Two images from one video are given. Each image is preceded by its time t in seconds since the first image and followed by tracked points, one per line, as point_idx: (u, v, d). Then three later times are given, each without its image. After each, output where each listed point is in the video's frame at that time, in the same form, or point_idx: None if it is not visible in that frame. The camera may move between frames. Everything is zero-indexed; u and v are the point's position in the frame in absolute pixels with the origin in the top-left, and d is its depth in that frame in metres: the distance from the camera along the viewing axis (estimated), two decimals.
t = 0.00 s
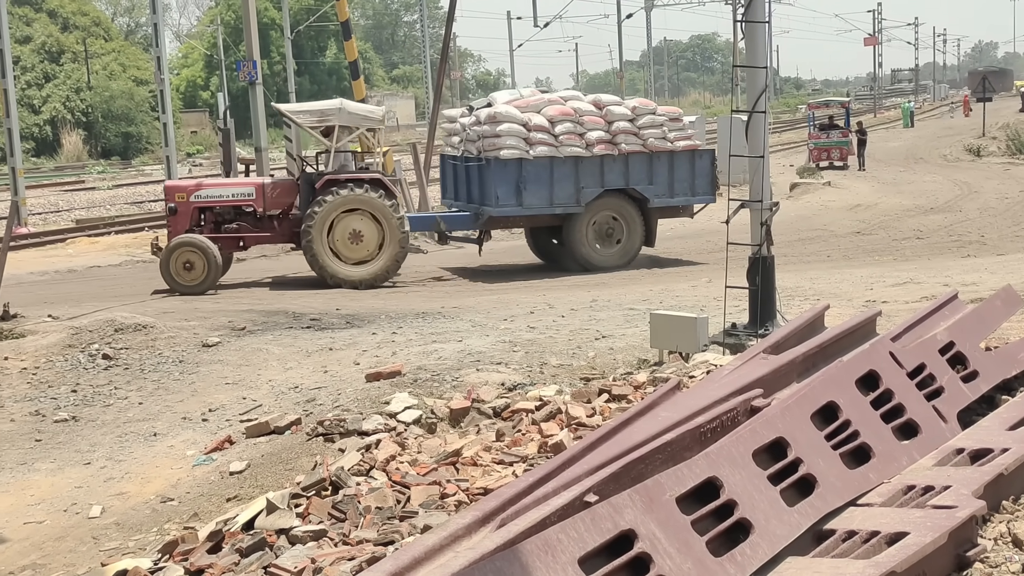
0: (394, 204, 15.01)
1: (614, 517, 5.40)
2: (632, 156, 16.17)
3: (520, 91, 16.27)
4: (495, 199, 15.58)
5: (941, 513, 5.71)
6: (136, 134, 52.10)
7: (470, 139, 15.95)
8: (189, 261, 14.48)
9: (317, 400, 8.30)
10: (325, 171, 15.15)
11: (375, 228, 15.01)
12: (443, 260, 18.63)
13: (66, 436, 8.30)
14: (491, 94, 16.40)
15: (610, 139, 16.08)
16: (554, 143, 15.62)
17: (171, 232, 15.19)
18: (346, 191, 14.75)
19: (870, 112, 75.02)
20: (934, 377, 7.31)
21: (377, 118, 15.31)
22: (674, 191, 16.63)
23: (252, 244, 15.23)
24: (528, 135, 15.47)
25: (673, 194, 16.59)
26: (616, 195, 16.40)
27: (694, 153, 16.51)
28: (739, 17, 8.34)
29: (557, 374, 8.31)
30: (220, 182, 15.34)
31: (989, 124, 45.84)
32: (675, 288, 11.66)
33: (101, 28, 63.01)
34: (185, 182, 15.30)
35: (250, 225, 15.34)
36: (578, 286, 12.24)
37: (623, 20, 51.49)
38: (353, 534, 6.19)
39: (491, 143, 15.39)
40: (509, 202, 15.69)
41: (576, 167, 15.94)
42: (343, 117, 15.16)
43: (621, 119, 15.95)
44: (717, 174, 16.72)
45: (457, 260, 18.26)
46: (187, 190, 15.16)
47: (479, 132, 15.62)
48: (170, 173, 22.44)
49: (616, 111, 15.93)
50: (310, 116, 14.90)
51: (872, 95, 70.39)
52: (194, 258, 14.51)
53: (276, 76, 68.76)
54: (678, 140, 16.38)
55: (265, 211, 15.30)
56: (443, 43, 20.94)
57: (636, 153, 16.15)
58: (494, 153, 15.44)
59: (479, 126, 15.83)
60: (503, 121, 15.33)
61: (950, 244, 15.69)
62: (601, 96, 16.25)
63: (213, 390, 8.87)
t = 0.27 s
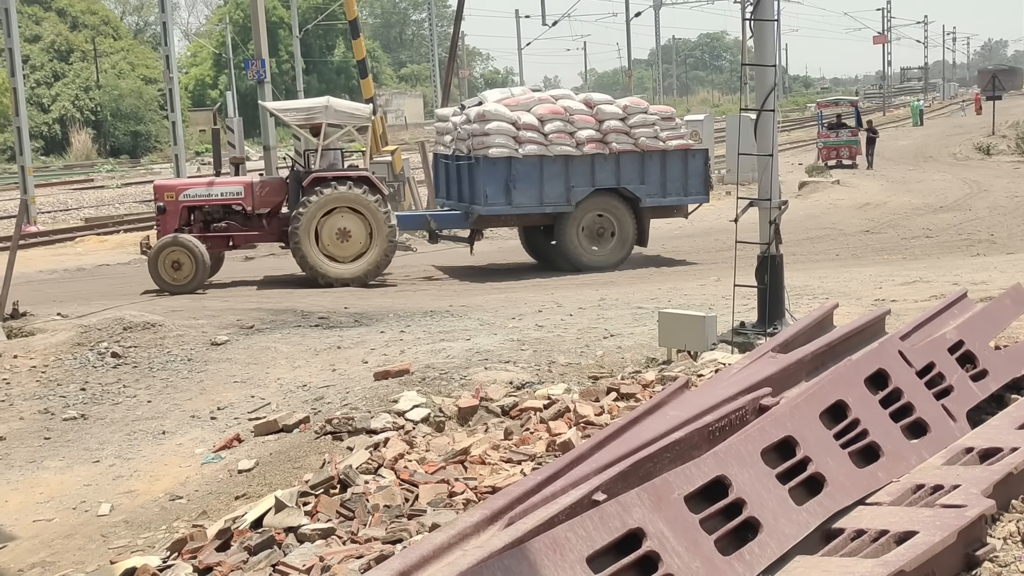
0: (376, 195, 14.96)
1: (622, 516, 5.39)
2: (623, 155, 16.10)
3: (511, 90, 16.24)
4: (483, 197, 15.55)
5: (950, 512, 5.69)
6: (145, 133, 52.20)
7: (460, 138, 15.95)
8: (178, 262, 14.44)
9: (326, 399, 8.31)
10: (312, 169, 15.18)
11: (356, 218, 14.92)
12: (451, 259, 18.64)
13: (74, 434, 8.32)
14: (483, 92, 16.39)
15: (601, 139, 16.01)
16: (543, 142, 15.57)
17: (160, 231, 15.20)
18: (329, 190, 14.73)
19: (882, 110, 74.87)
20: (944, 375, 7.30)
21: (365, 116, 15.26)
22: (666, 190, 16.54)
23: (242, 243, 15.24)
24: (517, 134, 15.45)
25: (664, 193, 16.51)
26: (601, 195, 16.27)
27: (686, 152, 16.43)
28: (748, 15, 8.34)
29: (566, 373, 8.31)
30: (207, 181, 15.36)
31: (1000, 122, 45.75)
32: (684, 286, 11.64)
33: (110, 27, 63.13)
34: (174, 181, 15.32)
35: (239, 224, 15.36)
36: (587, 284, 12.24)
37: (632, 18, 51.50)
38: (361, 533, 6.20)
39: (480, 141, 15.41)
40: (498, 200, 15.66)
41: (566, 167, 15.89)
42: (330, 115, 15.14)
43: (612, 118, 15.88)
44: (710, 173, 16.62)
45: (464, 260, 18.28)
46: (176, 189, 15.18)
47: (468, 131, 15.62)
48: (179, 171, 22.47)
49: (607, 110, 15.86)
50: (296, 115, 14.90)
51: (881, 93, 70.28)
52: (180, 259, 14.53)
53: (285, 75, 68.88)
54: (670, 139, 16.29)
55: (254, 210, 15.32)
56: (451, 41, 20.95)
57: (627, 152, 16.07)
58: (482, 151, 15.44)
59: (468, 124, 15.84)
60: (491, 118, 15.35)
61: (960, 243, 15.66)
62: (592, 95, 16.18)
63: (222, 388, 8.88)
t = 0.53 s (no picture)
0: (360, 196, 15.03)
1: (629, 514, 5.38)
2: (610, 155, 16.00)
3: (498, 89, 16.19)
4: (467, 197, 15.46)
5: (958, 511, 5.68)
6: (153, 131, 52.37)
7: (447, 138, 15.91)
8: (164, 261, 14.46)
9: (333, 396, 8.32)
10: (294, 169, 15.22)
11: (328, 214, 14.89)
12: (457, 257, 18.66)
13: (83, 431, 8.34)
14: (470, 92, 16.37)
15: (588, 138, 15.91)
16: (528, 141, 15.49)
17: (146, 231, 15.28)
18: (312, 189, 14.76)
19: (890, 108, 74.79)
20: (951, 374, 7.28)
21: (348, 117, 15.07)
22: (653, 190, 16.42)
23: (227, 242, 15.33)
24: (501, 134, 15.40)
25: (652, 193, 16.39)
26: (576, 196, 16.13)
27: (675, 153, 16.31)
28: (755, 13, 8.33)
29: (573, 371, 8.31)
30: (192, 181, 15.43)
31: (1009, 120, 45.66)
32: (691, 285, 11.64)
33: (118, 26, 63.24)
34: (158, 182, 15.40)
35: (224, 224, 15.43)
36: (594, 283, 12.24)
37: (640, 16, 51.51)
38: (369, 530, 6.21)
39: (464, 141, 15.38)
40: (482, 200, 15.57)
41: (552, 166, 15.79)
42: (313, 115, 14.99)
43: (598, 117, 15.78)
44: (699, 173, 16.49)
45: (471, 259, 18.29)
46: (160, 190, 15.26)
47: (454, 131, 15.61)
48: (187, 170, 22.51)
49: (593, 110, 15.76)
50: (277, 115, 14.81)
51: (889, 92, 70.19)
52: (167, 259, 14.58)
53: (293, 73, 68.97)
54: (657, 139, 16.17)
55: (239, 210, 15.37)
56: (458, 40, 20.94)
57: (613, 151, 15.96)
58: (466, 151, 15.42)
59: (454, 124, 15.82)
60: (476, 119, 15.36)
61: (967, 242, 15.63)
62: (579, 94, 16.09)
63: (230, 386, 8.91)
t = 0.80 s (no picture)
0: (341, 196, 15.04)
1: (636, 512, 5.38)
2: (597, 156, 15.88)
3: (485, 89, 16.11)
4: (451, 196, 15.42)
5: (966, 510, 5.67)
6: (162, 129, 52.48)
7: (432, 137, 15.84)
8: (148, 262, 14.50)
9: (341, 394, 8.33)
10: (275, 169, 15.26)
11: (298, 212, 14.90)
12: (464, 255, 18.66)
13: (91, 428, 8.37)
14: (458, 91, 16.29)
15: (574, 138, 15.79)
16: (513, 141, 15.38)
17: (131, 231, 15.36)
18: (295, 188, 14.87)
19: (899, 107, 74.64)
20: (960, 373, 7.27)
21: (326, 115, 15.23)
22: (641, 191, 16.30)
23: (211, 242, 15.37)
24: (486, 133, 15.31)
25: (639, 194, 16.28)
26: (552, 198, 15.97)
27: (663, 154, 16.17)
28: (764, 11, 8.32)
29: (580, 370, 8.31)
30: (177, 181, 15.44)
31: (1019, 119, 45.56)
32: (698, 284, 11.63)
33: (127, 24, 63.33)
34: (143, 181, 15.42)
35: (208, 223, 15.45)
36: (601, 281, 12.23)
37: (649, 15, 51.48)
38: (376, 528, 6.22)
39: (449, 140, 15.31)
40: (467, 200, 15.53)
41: (537, 166, 15.68)
42: (292, 113, 15.13)
43: (585, 118, 15.66)
44: (688, 175, 16.34)
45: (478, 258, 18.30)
46: (144, 190, 15.29)
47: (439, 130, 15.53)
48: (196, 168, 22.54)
49: (580, 109, 15.64)
50: (257, 115, 14.92)
51: (899, 91, 70.12)
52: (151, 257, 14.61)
53: (301, 72, 69.04)
54: (645, 139, 16.04)
55: (222, 210, 15.36)
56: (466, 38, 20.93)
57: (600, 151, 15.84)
58: (449, 151, 15.35)
59: (439, 123, 15.76)
60: (461, 118, 15.28)
61: (975, 241, 15.58)
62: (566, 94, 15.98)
63: (238, 384, 8.92)
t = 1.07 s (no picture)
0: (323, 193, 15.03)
1: (645, 511, 5.38)
2: (586, 155, 15.83)
3: (474, 87, 16.07)
4: (437, 195, 15.39)
5: (975, 509, 5.65)
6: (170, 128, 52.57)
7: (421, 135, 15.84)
8: (135, 262, 14.60)
9: (349, 393, 8.34)
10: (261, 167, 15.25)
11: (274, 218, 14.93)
12: (471, 254, 18.67)
13: (100, 426, 8.39)
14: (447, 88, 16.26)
15: (563, 138, 15.75)
16: (500, 140, 15.36)
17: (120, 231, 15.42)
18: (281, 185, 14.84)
19: (908, 106, 74.49)
20: (969, 373, 7.26)
21: (312, 115, 15.12)
22: (631, 191, 16.19)
23: (200, 241, 15.41)
24: (473, 132, 15.29)
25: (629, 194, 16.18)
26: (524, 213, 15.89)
27: (654, 153, 16.09)
28: (773, 10, 8.33)
29: (588, 368, 8.32)
30: (166, 180, 15.50)
31: None
32: (707, 283, 11.63)
33: (136, 23, 63.49)
34: (131, 182, 15.49)
35: (196, 223, 15.50)
36: (609, 280, 12.23)
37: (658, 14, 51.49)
38: (385, 526, 6.22)
39: (436, 139, 15.31)
40: (454, 199, 15.49)
41: (526, 165, 15.63)
42: (278, 113, 15.00)
43: (573, 117, 15.61)
44: (678, 174, 16.24)
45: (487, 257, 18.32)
46: (133, 190, 15.36)
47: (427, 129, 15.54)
48: (205, 167, 22.59)
49: (568, 108, 15.58)
50: (243, 116, 14.79)
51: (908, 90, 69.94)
52: (139, 257, 14.68)
53: (310, 71, 69.17)
54: (635, 139, 15.97)
55: (211, 209, 15.42)
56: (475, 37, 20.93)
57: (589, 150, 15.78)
58: (436, 150, 15.35)
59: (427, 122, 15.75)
60: (448, 117, 15.26)
61: (984, 240, 15.52)
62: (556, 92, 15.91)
63: (247, 382, 8.94)
